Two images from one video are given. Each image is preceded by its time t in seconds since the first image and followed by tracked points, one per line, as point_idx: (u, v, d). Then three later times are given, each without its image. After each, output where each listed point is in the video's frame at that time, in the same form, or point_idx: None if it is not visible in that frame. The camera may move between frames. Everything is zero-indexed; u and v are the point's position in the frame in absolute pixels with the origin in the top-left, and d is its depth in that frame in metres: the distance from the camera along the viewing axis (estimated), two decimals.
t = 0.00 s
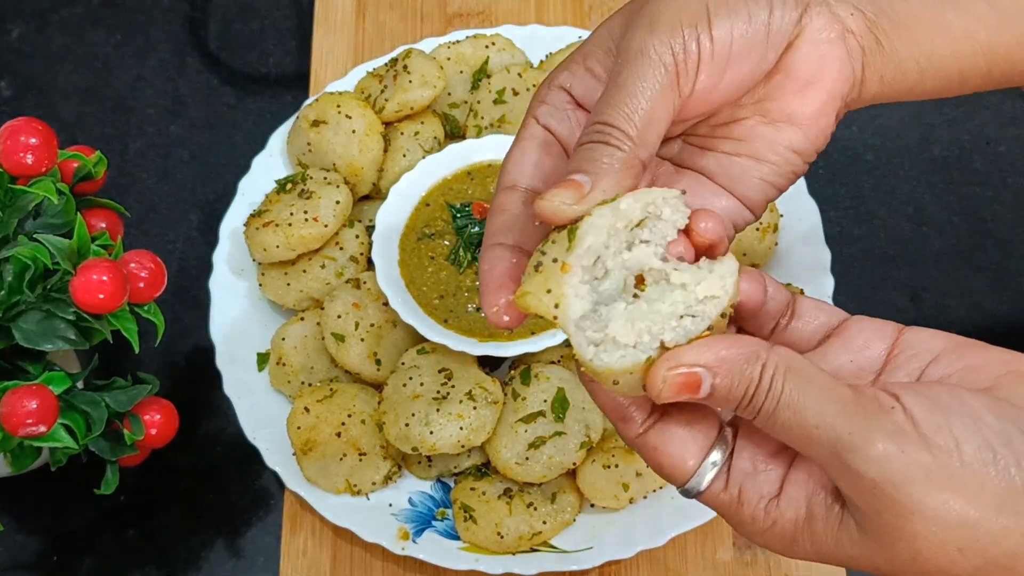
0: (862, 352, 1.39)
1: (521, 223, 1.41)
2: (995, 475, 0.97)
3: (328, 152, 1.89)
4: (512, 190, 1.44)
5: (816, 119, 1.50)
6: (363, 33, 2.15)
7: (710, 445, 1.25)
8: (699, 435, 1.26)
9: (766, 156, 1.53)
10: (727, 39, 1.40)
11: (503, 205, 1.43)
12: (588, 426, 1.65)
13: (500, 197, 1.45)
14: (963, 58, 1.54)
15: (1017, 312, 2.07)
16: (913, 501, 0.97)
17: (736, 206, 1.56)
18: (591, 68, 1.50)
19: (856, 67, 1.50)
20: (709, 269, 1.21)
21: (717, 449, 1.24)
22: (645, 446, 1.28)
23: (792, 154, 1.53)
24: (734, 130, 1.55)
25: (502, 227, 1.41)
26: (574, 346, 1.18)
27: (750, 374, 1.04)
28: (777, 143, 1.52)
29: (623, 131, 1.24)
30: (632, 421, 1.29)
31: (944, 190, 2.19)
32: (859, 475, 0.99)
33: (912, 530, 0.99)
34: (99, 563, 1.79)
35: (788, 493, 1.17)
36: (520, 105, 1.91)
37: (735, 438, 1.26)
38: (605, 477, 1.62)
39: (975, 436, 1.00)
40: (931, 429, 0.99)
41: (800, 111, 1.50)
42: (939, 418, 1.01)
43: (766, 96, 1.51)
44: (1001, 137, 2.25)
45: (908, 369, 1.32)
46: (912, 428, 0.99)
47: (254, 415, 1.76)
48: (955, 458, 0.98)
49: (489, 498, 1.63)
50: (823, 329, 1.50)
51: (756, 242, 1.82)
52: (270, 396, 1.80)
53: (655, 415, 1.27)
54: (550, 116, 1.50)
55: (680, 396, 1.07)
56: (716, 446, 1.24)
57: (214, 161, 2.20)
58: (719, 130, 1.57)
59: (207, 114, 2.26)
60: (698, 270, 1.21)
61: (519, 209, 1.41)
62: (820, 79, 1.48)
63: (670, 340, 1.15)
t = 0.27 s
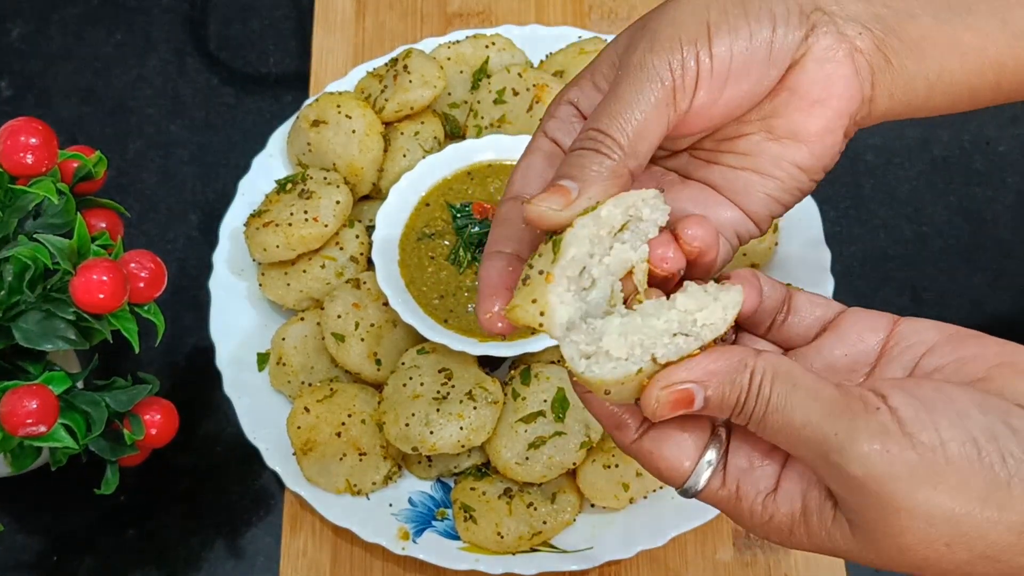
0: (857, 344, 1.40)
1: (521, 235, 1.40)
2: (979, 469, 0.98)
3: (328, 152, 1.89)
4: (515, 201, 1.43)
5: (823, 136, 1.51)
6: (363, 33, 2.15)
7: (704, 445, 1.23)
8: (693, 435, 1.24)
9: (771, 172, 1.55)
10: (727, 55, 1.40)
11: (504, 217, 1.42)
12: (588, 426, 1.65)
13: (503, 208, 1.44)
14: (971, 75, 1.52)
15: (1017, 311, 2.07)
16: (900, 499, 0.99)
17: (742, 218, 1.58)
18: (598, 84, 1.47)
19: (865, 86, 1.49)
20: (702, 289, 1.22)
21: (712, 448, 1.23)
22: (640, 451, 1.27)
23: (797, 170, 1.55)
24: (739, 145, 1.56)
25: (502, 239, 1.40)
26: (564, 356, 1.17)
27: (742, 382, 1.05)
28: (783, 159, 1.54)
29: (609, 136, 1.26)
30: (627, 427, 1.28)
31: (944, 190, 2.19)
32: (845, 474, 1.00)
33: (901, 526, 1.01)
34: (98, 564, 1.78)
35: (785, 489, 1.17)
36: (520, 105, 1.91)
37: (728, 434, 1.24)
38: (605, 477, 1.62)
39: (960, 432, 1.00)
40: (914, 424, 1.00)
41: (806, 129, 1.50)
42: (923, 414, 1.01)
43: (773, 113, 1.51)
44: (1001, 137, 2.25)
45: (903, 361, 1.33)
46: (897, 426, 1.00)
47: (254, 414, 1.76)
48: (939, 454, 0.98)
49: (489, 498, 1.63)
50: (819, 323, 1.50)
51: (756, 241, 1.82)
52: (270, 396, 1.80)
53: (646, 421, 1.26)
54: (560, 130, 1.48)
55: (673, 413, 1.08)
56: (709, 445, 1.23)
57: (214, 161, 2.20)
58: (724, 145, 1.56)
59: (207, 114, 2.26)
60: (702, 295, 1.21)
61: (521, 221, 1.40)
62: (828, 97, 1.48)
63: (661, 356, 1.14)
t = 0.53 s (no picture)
0: (858, 326, 1.39)
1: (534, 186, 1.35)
2: (977, 466, 0.98)
3: (328, 152, 1.88)
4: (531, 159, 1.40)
5: (843, 136, 1.51)
6: (363, 32, 2.15)
7: (698, 436, 1.24)
8: (687, 428, 1.25)
9: (790, 171, 1.56)
10: (744, 52, 1.41)
11: (521, 171, 1.38)
12: (588, 426, 1.65)
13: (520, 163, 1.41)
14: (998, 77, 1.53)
15: (1017, 311, 2.07)
16: (898, 496, 0.99)
17: (757, 216, 1.59)
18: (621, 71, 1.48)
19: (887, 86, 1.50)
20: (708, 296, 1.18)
21: (706, 439, 1.23)
22: (637, 446, 1.28)
23: (816, 171, 1.55)
24: (758, 143, 1.56)
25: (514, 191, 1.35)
26: (562, 348, 1.17)
27: (738, 380, 1.07)
28: (801, 158, 1.54)
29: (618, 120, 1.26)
30: (626, 423, 1.28)
31: (944, 189, 2.19)
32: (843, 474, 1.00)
33: (899, 521, 1.01)
34: (98, 564, 1.78)
35: (780, 481, 1.17)
36: (519, 105, 1.91)
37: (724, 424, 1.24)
38: (605, 478, 1.62)
39: (957, 428, 0.99)
40: (910, 420, 1.00)
41: (826, 128, 1.50)
42: (920, 412, 1.01)
43: (792, 112, 1.51)
44: (1001, 137, 2.25)
45: (900, 349, 1.32)
46: (893, 424, 0.99)
47: (253, 414, 1.76)
48: (936, 452, 0.98)
49: (489, 498, 1.63)
50: (817, 307, 1.49)
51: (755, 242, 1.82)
52: (270, 396, 1.80)
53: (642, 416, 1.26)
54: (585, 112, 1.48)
55: (670, 410, 1.10)
56: (704, 435, 1.23)
57: (214, 161, 2.20)
58: (744, 142, 1.56)
59: (206, 114, 2.26)
60: (709, 302, 1.18)
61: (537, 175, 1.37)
62: (850, 97, 1.48)
63: (659, 360, 1.13)
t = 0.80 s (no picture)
0: (858, 318, 1.40)
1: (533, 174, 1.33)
2: (981, 446, 0.97)
3: (328, 152, 1.88)
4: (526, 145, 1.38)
5: (832, 122, 1.51)
6: (363, 32, 2.15)
7: (703, 429, 1.25)
8: (690, 422, 1.26)
9: (778, 155, 1.56)
10: (736, 34, 1.41)
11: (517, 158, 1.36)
12: (588, 426, 1.65)
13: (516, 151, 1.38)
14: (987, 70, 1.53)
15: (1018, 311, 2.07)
16: (904, 479, 0.98)
17: (744, 196, 1.61)
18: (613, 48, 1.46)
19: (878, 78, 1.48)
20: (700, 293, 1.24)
21: (709, 431, 1.24)
22: (643, 441, 1.32)
23: (803, 155, 1.56)
24: (747, 126, 1.56)
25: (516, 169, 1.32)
26: (563, 326, 1.22)
27: (732, 378, 1.08)
28: (790, 143, 1.55)
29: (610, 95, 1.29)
30: (629, 419, 1.32)
31: (944, 189, 2.19)
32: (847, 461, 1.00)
33: (907, 505, 1.00)
34: (98, 564, 1.79)
35: (784, 472, 1.16)
36: (520, 105, 1.91)
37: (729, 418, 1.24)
38: (605, 477, 1.62)
39: (958, 409, 0.99)
40: (908, 404, 1.00)
41: (815, 114, 1.50)
42: (919, 396, 1.01)
43: (782, 98, 1.51)
44: (1001, 137, 2.25)
45: (903, 336, 1.32)
46: (892, 409, 0.99)
47: (253, 415, 1.76)
48: (939, 433, 0.98)
49: (489, 498, 1.63)
50: (820, 301, 1.49)
51: (755, 242, 1.82)
52: (270, 396, 1.80)
53: (646, 410, 1.30)
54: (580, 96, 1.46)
55: (664, 403, 1.13)
56: (708, 428, 1.24)
57: (214, 161, 2.20)
58: (735, 124, 1.57)
59: (206, 114, 2.26)
60: (711, 301, 1.24)
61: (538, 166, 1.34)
62: (840, 85, 1.47)
63: (655, 350, 1.18)
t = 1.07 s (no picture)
0: (852, 323, 1.40)
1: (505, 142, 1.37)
2: (975, 452, 0.97)
3: (328, 152, 1.89)
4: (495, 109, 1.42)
5: (804, 98, 1.56)
6: (363, 32, 2.15)
7: (701, 436, 1.26)
8: (689, 426, 1.27)
9: (749, 128, 1.62)
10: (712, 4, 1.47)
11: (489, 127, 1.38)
12: (588, 426, 1.65)
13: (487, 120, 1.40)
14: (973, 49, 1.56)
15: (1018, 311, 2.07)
16: (900, 487, 0.98)
17: (716, 166, 1.66)
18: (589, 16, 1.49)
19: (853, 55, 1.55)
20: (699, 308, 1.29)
21: (708, 439, 1.24)
22: (643, 448, 1.31)
23: (774, 129, 1.61)
24: (721, 97, 1.62)
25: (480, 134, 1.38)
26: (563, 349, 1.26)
27: (723, 393, 1.09)
28: (762, 117, 1.60)
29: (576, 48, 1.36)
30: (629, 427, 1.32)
31: (944, 190, 2.19)
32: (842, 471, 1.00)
33: (906, 514, 1.00)
34: (98, 564, 1.79)
35: (782, 478, 1.16)
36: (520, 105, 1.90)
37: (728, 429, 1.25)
38: (605, 477, 1.62)
39: (951, 414, 0.99)
40: (905, 414, 1.00)
41: (787, 88, 1.56)
42: (913, 403, 1.01)
43: (756, 73, 1.57)
44: (1002, 137, 2.25)
45: (901, 340, 1.31)
46: (887, 417, 1.00)
47: (253, 415, 1.76)
48: (933, 439, 0.98)
49: (489, 497, 1.63)
50: (817, 306, 1.50)
51: (755, 241, 1.82)
52: (270, 396, 1.80)
53: (645, 417, 1.30)
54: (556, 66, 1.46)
55: (657, 409, 1.15)
56: (707, 436, 1.25)
57: (215, 161, 2.20)
58: (709, 95, 1.63)
59: (206, 114, 2.26)
60: (712, 314, 1.29)
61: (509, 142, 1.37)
62: (813, 61, 1.54)
63: (655, 363, 1.22)
